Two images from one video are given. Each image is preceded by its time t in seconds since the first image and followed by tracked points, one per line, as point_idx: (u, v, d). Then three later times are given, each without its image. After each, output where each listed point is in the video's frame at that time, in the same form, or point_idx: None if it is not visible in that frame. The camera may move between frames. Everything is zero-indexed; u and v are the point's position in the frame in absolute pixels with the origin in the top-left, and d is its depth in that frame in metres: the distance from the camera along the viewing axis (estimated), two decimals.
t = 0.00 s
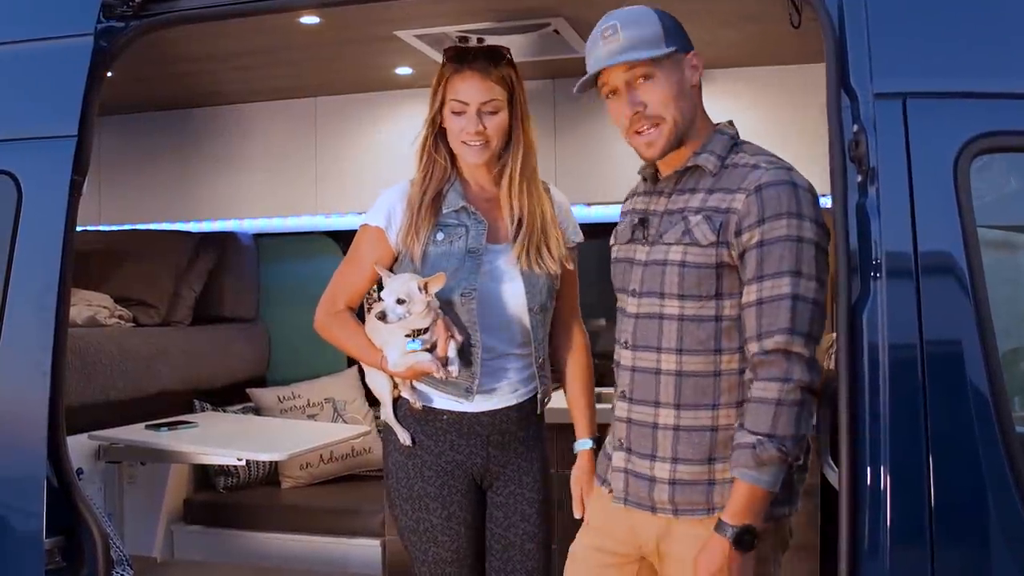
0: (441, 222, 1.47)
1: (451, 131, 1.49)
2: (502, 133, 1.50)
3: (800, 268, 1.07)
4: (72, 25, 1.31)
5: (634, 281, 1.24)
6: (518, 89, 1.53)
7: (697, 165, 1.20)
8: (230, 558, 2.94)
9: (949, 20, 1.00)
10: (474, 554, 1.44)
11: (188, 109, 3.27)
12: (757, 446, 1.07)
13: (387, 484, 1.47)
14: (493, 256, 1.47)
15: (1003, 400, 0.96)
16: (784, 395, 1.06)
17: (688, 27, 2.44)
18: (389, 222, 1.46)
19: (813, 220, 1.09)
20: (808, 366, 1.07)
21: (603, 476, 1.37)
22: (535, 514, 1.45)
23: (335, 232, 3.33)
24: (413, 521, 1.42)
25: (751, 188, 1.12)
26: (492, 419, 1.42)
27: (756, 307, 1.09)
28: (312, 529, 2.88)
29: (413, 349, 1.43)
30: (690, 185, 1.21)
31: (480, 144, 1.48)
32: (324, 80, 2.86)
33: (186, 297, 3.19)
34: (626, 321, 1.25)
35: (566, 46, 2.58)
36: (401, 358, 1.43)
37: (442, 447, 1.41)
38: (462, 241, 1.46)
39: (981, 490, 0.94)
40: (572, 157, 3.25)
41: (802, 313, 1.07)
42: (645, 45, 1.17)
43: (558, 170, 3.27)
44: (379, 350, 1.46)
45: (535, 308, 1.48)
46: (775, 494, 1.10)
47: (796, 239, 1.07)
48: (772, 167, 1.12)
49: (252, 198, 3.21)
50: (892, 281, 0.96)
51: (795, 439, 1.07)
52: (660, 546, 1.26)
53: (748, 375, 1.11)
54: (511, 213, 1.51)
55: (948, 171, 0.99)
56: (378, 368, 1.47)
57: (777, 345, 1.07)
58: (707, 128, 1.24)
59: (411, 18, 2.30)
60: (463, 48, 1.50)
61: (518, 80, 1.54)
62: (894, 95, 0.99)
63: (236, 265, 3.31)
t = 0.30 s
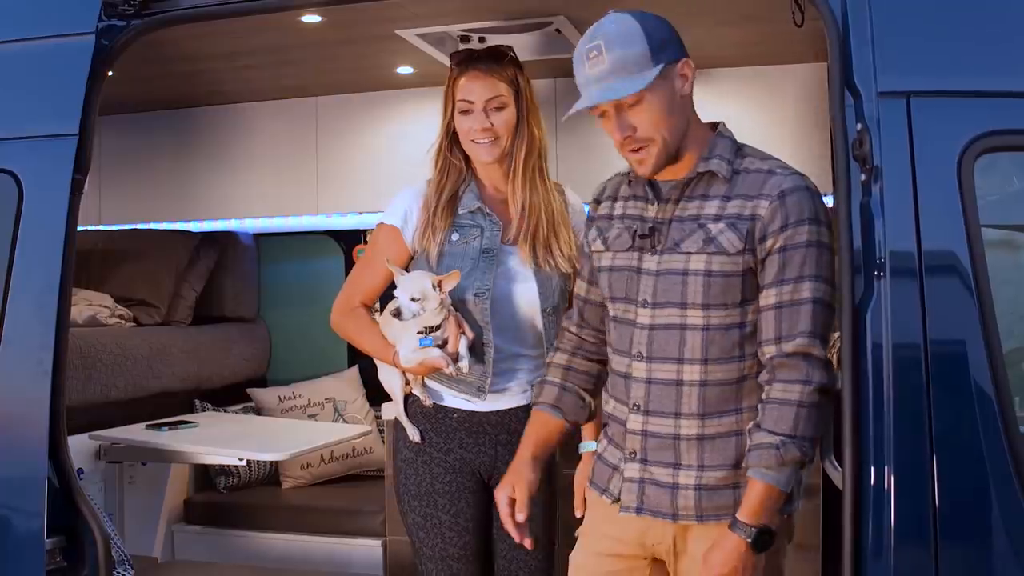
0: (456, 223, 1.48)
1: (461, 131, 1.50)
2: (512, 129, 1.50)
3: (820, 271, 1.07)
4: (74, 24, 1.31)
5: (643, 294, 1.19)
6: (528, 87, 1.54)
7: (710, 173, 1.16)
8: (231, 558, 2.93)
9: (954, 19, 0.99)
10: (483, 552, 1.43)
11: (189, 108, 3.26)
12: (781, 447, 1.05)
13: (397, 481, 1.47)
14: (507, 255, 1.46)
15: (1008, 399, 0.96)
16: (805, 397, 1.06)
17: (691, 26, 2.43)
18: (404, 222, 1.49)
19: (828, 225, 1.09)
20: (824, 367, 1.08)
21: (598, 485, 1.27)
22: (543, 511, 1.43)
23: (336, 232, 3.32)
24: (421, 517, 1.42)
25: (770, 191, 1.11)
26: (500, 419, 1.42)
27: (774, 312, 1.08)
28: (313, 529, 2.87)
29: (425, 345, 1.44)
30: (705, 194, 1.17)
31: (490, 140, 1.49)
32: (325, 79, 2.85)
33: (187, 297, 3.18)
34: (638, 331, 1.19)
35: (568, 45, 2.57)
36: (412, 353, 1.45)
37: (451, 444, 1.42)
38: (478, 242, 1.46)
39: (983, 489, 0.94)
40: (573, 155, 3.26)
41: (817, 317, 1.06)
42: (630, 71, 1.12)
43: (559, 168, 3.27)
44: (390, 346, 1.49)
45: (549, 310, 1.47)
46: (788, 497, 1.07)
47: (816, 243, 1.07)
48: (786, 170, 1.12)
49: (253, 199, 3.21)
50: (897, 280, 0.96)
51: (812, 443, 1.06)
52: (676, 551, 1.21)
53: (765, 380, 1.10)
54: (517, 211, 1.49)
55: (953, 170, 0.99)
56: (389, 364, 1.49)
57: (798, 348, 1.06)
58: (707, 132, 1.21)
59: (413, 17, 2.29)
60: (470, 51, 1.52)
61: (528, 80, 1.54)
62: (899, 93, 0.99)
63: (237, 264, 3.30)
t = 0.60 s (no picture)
0: (470, 223, 1.60)
1: (472, 131, 1.59)
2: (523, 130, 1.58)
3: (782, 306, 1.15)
4: (79, 23, 1.31)
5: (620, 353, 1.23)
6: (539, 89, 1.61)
7: (663, 233, 1.19)
8: (233, 556, 2.94)
9: (953, 18, 1.00)
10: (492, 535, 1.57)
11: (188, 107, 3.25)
12: (772, 468, 1.12)
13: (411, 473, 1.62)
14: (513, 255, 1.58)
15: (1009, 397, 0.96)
16: (792, 418, 1.13)
17: (692, 25, 2.43)
18: (419, 223, 1.63)
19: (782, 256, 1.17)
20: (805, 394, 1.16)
21: (598, 491, 1.31)
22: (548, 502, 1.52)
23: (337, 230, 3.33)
24: (434, 508, 1.56)
25: (723, 237, 1.16)
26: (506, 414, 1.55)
27: (748, 348, 1.15)
28: (315, 527, 2.88)
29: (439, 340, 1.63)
30: (666, 249, 1.20)
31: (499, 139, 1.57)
32: (326, 78, 2.86)
33: (188, 295, 3.18)
34: (622, 389, 1.25)
35: (570, 44, 2.58)
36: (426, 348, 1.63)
37: (461, 437, 1.55)
38: (489, 241, 1.59)
39: (982, 484, 0.95)
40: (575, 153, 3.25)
41: (791, 348, 1.14)
42: (556, 160, 1.12)
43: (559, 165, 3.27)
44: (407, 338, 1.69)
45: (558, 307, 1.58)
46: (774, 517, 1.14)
47: (778, 277, 1.15)
48: (733, 207, 1.17)
49: (254, 198, 3.20)
50: (897, 279, 0.97)
51: (792, 470, 1.14)
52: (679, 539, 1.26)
53: (750, 408, 1.17)
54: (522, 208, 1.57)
55: (955, 172, 0.99)
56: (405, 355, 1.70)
57: (781, 380, 1.14)
58: (639, 174, 1.22)
59: (415, 16, 2.29)
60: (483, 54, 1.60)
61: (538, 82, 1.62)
62: (899, 91, 1.00)
63: (238, 264, 3.30)
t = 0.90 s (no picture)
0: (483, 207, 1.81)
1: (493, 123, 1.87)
2: (537, 124, 1.87)
3: (758, 393, 1.18)
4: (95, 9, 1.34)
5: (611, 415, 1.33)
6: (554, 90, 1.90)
7: (645, 315, 1.25)
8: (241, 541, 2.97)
9: None
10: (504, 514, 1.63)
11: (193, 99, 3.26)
12: (725, 539, 1.19)
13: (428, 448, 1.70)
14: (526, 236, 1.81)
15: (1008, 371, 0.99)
16: (757, 496, 1.18)
17: (697, 14, 2.46)
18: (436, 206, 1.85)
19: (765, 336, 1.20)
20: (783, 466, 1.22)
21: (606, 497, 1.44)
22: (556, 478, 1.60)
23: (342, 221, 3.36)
24: (447, 481, 1.63)
25: (702, 323, 1.21)
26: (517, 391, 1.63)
27: (723, 426, 1.19)
28: (321, 512, 2.91)
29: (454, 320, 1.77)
30: (650, 328, 1.27)
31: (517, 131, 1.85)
32: (333, 68, 2.89)
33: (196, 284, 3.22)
34: (617, 445, 1.35)
35: (576, 34, 2.60)
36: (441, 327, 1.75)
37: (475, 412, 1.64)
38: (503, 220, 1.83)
39: (986, 466, 0.97)
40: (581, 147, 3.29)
41: (761, 433, 1.18)
42: (516, 275, 1.17)
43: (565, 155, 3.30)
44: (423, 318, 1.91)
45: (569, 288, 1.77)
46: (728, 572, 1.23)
47: (752, 367, 1.18)
48: (715, 292, 1.21)
49: (260, 188, 3.23)
50: (902, 257, 1.00)
51: (755, 538, 1.20)
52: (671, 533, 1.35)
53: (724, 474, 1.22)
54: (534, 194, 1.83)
55: (956, 152, 1.02)
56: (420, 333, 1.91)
57: (754, 459, 1.18)
58: (623, 251, 1.28)
59: (422, 4, 2.32)
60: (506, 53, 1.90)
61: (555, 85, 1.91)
62: (902, 71, 1.03)
63: (245, 254, 3.34)
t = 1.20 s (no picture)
0: (493, 182, 1.92)
1: (507, 99, 1.94)
2: (551, 101, 1.93)
3: (769, 490, 1.37)
4: None
5: (634, 506, 1.56)
6: (569, 64, 1.94)
7: (674, 412, 1.45)
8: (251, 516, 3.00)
9: None
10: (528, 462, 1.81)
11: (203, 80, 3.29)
12: None
13: (443, 401, 1.87)
14: (533, 212, 1.89)
15: (1008, 331, 1.15)
16: None
17: None
18: (448, 183, 1.97)
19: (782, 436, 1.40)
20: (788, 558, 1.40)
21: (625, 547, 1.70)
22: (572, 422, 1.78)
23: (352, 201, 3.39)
24: (469, 442, 1.80)
25: (724, 420, 1.42)
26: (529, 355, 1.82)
27: (729, 521, 1.38)
28: (328, 487, 2.95)
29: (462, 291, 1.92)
30: (678, 424, 1.46)
31: (530, 108, 1.92)
32: (344, 47, 2.92)
33: (207, 263, 3.26)
34: (637, 525, 1.57)
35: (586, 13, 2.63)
36: (451, 297, 1.93)
37: (484, 373, 1.83)
38: (511, 197, 1.91)
39: (988, 425, 1.13)
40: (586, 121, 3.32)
41: (769, 529, 1.37)
42: (578, 345, 1.34)
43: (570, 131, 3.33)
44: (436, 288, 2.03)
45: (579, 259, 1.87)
46: None
47: (771, 464, 1.37)
48: (740, 392, 1.42)
49: (272, 168, 3.27)
50: (911, 223, 1.15)
51: None
52: None
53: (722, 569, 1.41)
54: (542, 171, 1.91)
55: (964, 123, 1.19)
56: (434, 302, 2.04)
57: (749, 555, 1.37)
58: (654, 345, 1.47)
59: None
60: (521, 29, 1.92)
61: (570, 58, 1.95)
62: (909, 35, 1.20)
63: (255, 235, 3.37)
